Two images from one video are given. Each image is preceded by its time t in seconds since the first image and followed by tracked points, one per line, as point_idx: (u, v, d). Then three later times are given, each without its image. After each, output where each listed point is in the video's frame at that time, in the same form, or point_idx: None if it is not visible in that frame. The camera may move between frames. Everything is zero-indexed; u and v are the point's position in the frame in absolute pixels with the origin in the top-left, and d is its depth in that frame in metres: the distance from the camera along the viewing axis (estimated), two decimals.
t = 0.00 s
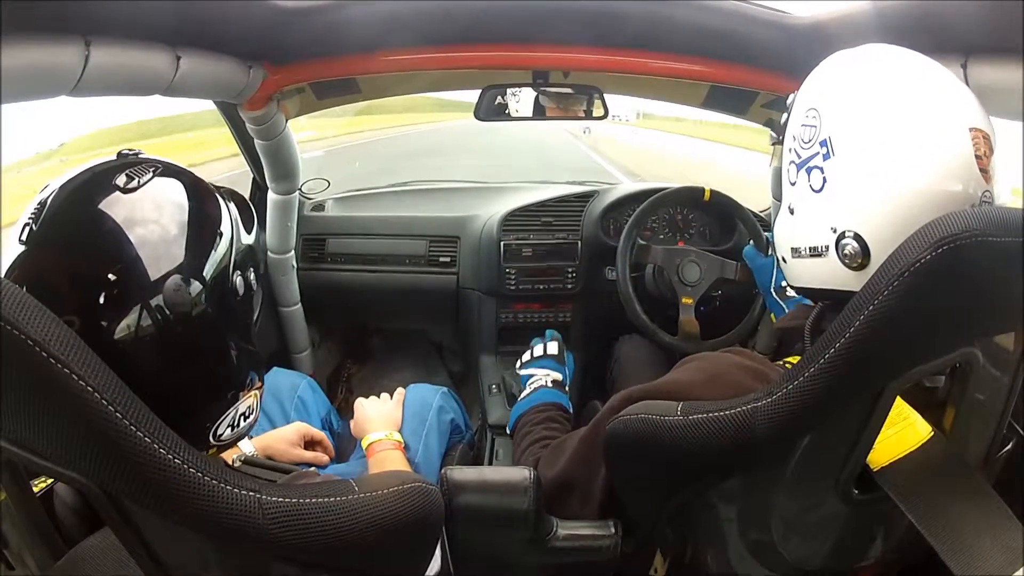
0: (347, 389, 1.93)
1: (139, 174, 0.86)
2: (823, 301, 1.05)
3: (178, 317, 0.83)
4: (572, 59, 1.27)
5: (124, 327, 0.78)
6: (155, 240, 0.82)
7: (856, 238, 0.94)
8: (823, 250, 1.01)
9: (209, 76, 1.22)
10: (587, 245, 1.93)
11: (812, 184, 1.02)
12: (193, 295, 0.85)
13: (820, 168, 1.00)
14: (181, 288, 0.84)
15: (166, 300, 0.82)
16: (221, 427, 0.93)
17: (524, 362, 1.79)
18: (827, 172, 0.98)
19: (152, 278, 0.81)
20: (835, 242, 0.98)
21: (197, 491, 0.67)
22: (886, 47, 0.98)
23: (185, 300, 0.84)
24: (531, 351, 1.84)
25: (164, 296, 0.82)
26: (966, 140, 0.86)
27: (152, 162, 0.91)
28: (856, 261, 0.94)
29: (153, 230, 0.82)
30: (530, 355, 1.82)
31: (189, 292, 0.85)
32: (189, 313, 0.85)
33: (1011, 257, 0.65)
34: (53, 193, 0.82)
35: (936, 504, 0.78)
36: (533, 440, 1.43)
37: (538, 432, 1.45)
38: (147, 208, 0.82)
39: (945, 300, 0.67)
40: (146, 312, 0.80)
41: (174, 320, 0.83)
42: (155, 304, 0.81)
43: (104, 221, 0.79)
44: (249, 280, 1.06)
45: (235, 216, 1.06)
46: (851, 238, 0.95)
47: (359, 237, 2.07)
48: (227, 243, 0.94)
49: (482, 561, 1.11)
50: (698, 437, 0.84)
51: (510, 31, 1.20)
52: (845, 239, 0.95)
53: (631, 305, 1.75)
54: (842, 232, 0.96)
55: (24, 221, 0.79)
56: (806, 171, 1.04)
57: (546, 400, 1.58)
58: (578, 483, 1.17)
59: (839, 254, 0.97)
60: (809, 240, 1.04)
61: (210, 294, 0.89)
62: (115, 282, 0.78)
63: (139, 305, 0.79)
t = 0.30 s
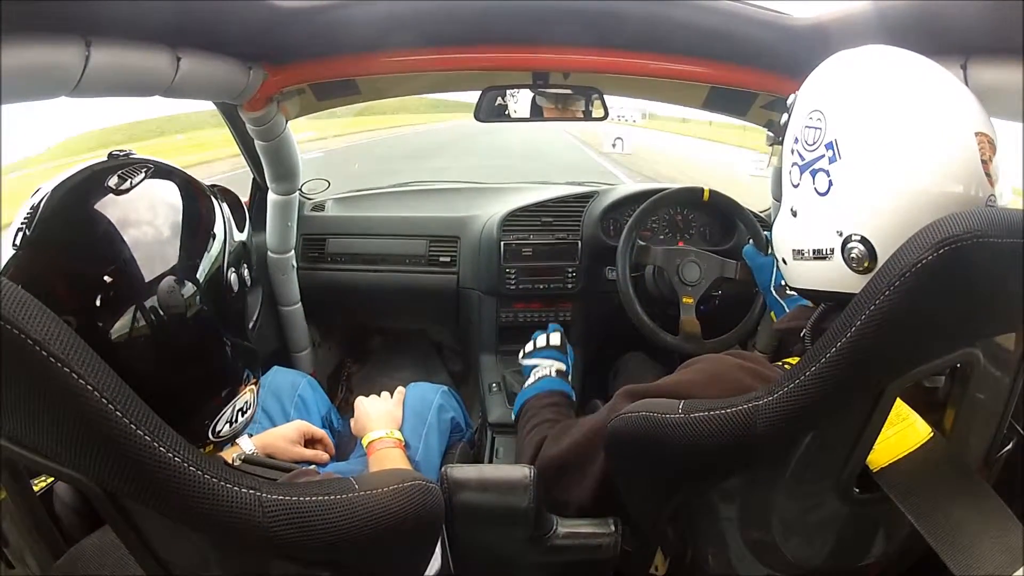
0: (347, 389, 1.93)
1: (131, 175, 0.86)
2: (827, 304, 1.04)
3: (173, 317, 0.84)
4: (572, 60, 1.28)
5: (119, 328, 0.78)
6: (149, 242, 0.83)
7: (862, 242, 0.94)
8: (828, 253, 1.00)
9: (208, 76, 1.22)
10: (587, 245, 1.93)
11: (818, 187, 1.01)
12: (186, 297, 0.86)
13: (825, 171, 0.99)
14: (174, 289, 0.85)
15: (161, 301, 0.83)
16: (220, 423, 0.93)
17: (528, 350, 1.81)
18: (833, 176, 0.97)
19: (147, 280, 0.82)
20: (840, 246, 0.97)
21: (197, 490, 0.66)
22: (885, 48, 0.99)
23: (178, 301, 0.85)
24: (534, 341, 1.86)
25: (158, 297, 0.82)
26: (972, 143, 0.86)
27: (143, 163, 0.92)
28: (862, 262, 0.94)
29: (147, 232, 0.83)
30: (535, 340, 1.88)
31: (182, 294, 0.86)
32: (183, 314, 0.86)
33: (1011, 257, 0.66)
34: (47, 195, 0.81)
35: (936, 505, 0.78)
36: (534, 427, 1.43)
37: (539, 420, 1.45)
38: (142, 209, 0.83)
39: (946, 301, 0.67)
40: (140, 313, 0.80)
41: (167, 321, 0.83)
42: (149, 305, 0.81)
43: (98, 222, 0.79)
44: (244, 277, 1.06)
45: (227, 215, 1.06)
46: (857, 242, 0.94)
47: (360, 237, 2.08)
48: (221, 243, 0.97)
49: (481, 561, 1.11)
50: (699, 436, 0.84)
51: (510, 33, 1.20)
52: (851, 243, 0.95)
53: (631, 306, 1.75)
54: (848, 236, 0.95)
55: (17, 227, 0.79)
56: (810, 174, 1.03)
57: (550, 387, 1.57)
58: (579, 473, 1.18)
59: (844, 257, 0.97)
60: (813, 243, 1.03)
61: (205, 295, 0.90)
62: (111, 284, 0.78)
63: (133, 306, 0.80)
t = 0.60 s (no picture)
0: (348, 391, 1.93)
1: (128, 182, 0.85)
2: (831, 307, 1.03)
3: (169, 323, 0.84)
4: (570, 62, 1.28)
5: (117, 331, 0.78)
6: (145, 245, 0.82)
7: (870, 245, 0.93)
8: (834, 256, 1.00)
9: (208, 80, 1.22)
10: (587, 247, 1.93)
11: (824, 188, 1.00)
12: (183, 299, 0.86)
13: (832, 171, 0.98)
14: (172, 293, 0.84)
15: (157, 305, 0.83)
16: (220, 430, 0.93)
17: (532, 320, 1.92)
18: (841, 178, 0.97)
19: (144, 284, 0.82)
20: (847, 248, 0.96)
21: (198, 491, 0.66)
22: (883, 49, 0.99)
23: (175, 305, 0.85)
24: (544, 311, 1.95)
25: (155, 301, 0.82)
26: (975, 144, 0.86)
27: (142, 167, 0.91)
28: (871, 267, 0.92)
29: (144, 236, 0.82)
30: (534, 318, 1.95)
31: (179, 297, 0.86)
32: (179, 317, 0.86)
33: (1012, 260, 0.66)
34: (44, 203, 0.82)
35: (936, 509, 0.78)
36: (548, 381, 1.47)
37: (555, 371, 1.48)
38: (140, 213, 0.83)
39: (946, 304, 0.68)
40: (137, 316, 0.80)
41: (164, 326, 0.83)
42: (145, 309, 0.81)
43: (96, 225, 0.78)
44: (243, 283, 1.07)
45: (226, 218, 1.06)
46: (865, 245, 0.94)
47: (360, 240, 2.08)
48: (220, 247, 0.97)
49: (481, 564, 1.10)
50: (700, 437, 0.84)
51: (508, 36, 1.21)
52: (858, 246, 0.94)
53: (630, 308, 1.75)
54: (856, 239, 0.95)
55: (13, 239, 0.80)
56: (815, 174, 1.02)
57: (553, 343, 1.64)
58: (587, 436, 1.22)
59: (852, 262, 0.96)
60: (818, 245, 1.02)
61: (202, 298, 0.90)
62: (109, 293, 0.77)
63: (131, 309, 0.79)
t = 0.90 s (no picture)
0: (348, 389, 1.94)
1: (133, 186, 0.84)
2: (834, 306, 1.01)
3: (172, 325, 0.83)
4: (572, 60, 1.27)
5: (118, 339, 0.77)
6: (147, 250, 0.81)
7: (878, 242, 0.91)
8: (840, 254, 0.97)
9: (207, 78, 1.21)
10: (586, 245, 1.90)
11: (830, 187, 0.98)
12: (185, 303, 0.85)
13: (838, 170, 0.97)
14: (174, 297, 0.84)
15: (160, 309, 0.82)
16: (225, 433, 0.94)
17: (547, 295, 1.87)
18: (847, 176, 0.95)
19: (145, 287, 0.81)
20: (854, 246, 0.94)
21: (198, 490, 0.67)
22: (884, 50, 0.99)
23: (177, 307, 0.84)
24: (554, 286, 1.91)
25: (158, 305, 0.82)
26: (972, 144, 0.85)
27: (144, 168, 0.90)
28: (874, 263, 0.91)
29: (145, 240, 0.81)
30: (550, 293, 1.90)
31: (181, 301, 0.85)
32: (183, 320, 0.85)
33: (1011, 258, 0.64)
34: (45, 205, 0.80)
35: (935, 508, 0.78)
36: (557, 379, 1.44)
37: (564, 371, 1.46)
38: (139, 217, 0.82)
39: (945, 303, 0.67)
40: (139, 321, 0.79)
41: (167, 329, 0.83)
42: (149, 313, 0.81)
43: (100, 231, 0.78)
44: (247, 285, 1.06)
45: (226, 218, 1.06)
46: (873, 241, 0.92)
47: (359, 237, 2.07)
48: (221, 250, 0.95)
49: (481, 562, 1.11)
50: (699, 435, 0.84)
51: (510, 33, 1.20)
52: (867, 243, 0.92)
53: (631, 305, 1.73)
54: (864, 236, 0.93)
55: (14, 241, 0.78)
56: (820, 172, 1.00)
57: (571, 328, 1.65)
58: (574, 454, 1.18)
59: (859, 258, 0.94)
60: (823, 244, 1.00)
61: (203, 302, 0.89)
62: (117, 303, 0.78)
63: (133, 315, 0.79)
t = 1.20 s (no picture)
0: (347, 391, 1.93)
1: (149, 176, 0.85)
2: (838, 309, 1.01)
3: (182, 319, 0.83)
4: (574, 61, 1.27)
5: (127, 330, 0.78)
6: (159, 243, 0.81)
7: (882, 243, 0.91)
8: (844, 255, 0.97)
9: (208, 76, 1.21)
10: (589, 246, 1.92)
11: (835, 188, 0.97)
12: (196, 298, 0.85)
13: (843, 171, 0.96)
14: (184, 290, 0.83)
15: (170, 302, 0.82)
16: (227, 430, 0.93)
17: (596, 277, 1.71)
18: (852, 176, 0.94)
19: (156, 279, 0.80)
20: (859, 247, 0.94)
21: (199, 493, 0.66)
22: (884, 53, 0.98)
23: (188, 302, 0.84)
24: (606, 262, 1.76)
25: (168, 298, 0.81)
26: (976, 146, 0.86)
27: (158, 162, 0.90)
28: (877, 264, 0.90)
29: (155, 233, 0.81)
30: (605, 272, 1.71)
31: (190, 296, 0.84)
32: (191, 314, 0.84)
33: (1011, 259, 0.65)
34: (61, 191, 0.81)
35: (935, 510, 0.78)
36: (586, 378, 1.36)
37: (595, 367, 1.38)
38: (150, 209, 0.81)
39: (945, 305, 0.67)
40: (149, 313, 0.80)
41: (175, 321, 0.82)
42: (158, 306, 0.81)
43: (114, 222, 0.78)
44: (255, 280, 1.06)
45: (239, 215, 1.06)
46: (877, 243, 0.92)
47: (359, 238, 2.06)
48: (231, 244, 0.95)
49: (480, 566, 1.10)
50: (698, 441, 0.83)
51: (511, 33, 1.21)
52: (871, 244, 0.92)
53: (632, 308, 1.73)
54: (868, 238, 0.93)
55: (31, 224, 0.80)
56: (825, 174, 1.00)
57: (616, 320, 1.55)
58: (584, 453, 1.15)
59: (863, 260, 0.93)
60: (828, 245, 1.00)
61: (213, 296, 0.88)
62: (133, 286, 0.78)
63: (144, 307, 0.79)
